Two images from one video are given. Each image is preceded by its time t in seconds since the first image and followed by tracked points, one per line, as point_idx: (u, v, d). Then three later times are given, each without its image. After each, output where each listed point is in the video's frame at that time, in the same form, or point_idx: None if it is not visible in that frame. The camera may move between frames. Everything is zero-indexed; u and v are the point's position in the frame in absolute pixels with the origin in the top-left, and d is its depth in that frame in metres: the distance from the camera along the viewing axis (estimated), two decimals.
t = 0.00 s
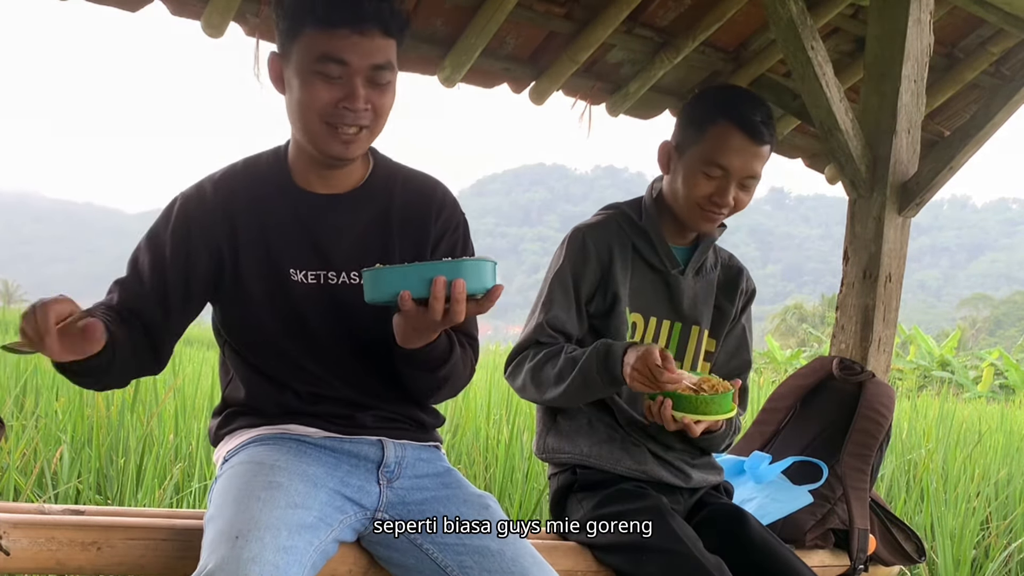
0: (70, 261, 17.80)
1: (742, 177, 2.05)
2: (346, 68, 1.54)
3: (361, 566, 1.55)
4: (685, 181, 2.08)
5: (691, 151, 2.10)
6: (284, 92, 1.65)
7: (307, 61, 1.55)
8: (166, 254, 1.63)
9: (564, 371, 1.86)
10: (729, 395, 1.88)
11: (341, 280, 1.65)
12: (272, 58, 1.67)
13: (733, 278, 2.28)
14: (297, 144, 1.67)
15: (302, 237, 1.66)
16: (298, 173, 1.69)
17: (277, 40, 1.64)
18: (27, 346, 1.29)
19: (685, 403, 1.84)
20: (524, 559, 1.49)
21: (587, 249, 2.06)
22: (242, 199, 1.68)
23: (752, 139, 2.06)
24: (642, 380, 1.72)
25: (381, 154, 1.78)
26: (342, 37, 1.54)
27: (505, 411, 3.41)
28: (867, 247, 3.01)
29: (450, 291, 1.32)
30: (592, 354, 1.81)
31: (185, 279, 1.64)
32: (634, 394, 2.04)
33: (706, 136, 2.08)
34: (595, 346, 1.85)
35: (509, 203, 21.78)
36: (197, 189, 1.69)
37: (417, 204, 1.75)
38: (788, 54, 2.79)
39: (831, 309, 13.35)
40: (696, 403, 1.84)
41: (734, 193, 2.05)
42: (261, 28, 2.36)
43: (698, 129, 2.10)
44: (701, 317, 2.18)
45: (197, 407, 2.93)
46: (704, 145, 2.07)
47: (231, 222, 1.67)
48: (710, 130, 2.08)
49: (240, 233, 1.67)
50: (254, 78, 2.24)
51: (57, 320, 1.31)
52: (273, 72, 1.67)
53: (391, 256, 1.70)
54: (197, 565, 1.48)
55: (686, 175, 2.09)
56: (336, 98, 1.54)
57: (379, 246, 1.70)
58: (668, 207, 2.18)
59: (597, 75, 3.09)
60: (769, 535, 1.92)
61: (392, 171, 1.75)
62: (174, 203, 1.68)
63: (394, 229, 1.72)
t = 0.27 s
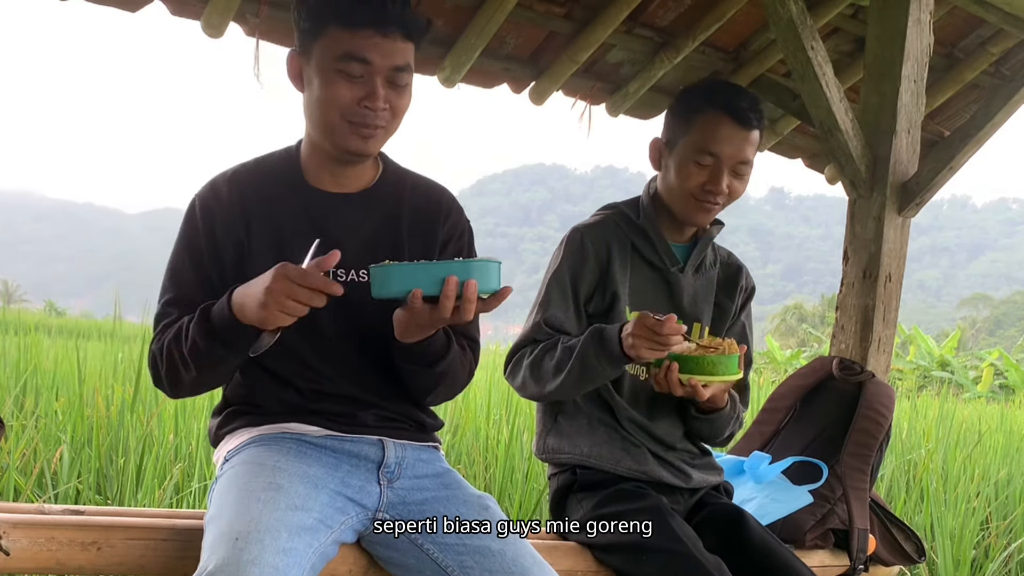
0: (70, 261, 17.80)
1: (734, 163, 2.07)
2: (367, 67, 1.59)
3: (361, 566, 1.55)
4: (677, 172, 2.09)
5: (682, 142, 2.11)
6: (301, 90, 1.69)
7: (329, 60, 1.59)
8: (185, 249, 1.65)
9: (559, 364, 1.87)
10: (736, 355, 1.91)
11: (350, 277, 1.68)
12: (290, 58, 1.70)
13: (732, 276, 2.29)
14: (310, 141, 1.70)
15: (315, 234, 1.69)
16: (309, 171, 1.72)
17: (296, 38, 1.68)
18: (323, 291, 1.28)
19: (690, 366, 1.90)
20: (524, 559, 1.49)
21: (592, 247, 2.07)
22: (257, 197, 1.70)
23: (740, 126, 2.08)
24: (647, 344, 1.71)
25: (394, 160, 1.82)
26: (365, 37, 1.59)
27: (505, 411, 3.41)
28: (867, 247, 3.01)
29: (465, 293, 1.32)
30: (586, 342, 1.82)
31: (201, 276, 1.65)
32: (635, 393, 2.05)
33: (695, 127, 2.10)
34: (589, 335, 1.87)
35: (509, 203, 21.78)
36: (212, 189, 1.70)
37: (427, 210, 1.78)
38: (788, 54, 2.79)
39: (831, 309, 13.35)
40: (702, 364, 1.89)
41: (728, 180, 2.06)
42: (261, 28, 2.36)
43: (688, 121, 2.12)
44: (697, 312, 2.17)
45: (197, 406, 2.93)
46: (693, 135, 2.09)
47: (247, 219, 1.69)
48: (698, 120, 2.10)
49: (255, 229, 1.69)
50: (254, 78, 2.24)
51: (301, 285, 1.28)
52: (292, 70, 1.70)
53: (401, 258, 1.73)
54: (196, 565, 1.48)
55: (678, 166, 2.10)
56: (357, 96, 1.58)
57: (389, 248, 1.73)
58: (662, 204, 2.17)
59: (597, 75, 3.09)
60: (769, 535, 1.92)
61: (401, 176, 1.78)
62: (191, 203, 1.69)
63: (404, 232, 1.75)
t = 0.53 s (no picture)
0: (70, 261, 17.80)
1: (729, 154, 2.07)
2: (400, 65, 1.63)
3: (361, 566, 1.55)
4: (674, 170, 2.08)
5: (675, 139, 2.11)
6: (322, 95, 1.69)
7: (362, 61, 1.62)
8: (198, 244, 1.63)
9: (573, 336, 1.87)
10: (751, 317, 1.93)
11: (359, 279, 1.68)
12: (308, 62, 1.69)
13: (732, 273, 2.30)
14: (325, 138, 1.71)
15: (325, 232, 1.69)
16: (321, 173, 1.73)
17: (315, 43, 1.68)
18: (378, 307, 1.33)
19: (709, 329, 1.89)
20: (525, 557, 1.49)
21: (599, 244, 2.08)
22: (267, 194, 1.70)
23: (732, 116, 2.09)
24: (674, 270, 1.72)
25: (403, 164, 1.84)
26: (395, 36, 1.63)
27: (505, 411, 3.41)
28: (867, 247, 3.01)
29: (471, 298, 1.32)
30: (599, 303, 1.83)
31: (214, 273, 1.63)
32: (636, 392, 2.04)
33: (688, 123, 2.09)
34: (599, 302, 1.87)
35: (508, 203, 21.78)
36: (226, 186, 1.68)
37: (435, 214, 1.80)
38: (788, 54, 2.79)
39: (831, 309, 13.35)
40: (721, 328, 1.89)
41: (725, 172, 2.05)
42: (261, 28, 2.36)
43: (679, 118, 2.12)
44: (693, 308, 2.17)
45: (198, 406, 2.93)
46: (687, 130, 2.09)
47: (258, 215, 1.68)
48: (689, 115, 2.10)
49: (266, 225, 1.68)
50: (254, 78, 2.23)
51: (358, 302, 1.33)
52: (311, 73, 1.69)
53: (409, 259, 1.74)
54: (196, 565, 1.48)
55: (674, 163, 2.09)
56: (392, 93, 1.62)
57: (398, 250, 1.74)
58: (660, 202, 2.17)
59: (597, 75, 3.09)
60: (769, 534, 1.92)
61: (408, 181, 1.80)
62: (205, 200, 1.68)
63: (412, 237, 1.76)
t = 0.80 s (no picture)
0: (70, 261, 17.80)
1: (729, 153, 2.07)
2: (430, 71, 1.66)
3: (361, 567, 1.56)
4: (676, 171, 2.08)
5: (676, 141, 2.10)
6: (347, 100, 1.66)
7: (398, 67, 1.63)
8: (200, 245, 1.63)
9: (598, 325, 1.88)
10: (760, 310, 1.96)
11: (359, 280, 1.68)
12: (339, 69, 1.66)
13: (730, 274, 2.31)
14: (335, 136, 1.69)
15: (327, 233, 1.69)
16: (326, 174, 1.73)
17: (342, 50, 1.66)
18: (370, 303, 1.32)
19: (723, 325, 1.92)
20: (525, 558, 1.49)
21: (600, 244, 2.08)
22: (269, 194, 1.70)
23: (729, 113, 2.09)
24: (698, 265, 1.80)
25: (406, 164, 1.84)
26: (422, 41, 1.66)
27: (505, 411, 3.41)
28: (867, 247, 3.01)
29: (457, 305, 1.32)
30: (626, 294, 1.89)
31: (215, 274, 1.63)
32: (636, 393, 2.04)
33: (688, 124, 2.09)
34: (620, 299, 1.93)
35: (508, 203, 21.78)
36: (227, 187, 1.68)
37: (436, 215, 1.80)
38: (788, 54, 2.79)
39: (831, 309, 13.36)
40: (731, 325, 1.91)
41: (726, 171, 2.05)
42: (261, 28, 2.36)
43: (679, 118, 2.11)
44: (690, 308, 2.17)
45: (198, 406, 2.93)
46: (686, 130, 2.09)
47: (260, 215, 1.68)
48: (687, 115, 2.10)
49: (268, 225, 1.68)
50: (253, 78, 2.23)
51: (350, 300, 1.32)
52: (338, 79, 1.66)
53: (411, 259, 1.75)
54: (196, 565, 1.48)
55: (674, 165, 2.08)
56: (427, 98, 1.64)
57: (399, 251, 1.75)
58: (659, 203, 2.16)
59: (597, 75, 3.09)
60: (768, 534, 1.92)
61: (408, 182, 1.80)
62: (207, 201, 1.67)
63: (413, 238, 1.76)
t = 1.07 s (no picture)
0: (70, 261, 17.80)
1: (729, 155, 2.08)
2: (432, 70, 1.68)
3: (361, 566, 1.56)
4: (676, 172, 2.08)
5: (676, 142, 2.11)
6: (349, 98, 1.67)
7: (399, 65, 1.64)
8: (203, 246, 1.64)
9: (596, 331, 1.87)
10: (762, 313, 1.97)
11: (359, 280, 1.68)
12: (342, 67, 1.66)
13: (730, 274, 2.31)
14: (335, 135, 1.70)
15: (328, 233, 1.69)
16: (327, 176, 1.72)
17: (342, 48, 1.67)
18: (356, 299, 1.32)
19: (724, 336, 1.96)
20: (525, 558, 1.49)
21: (600, 245, 2.08)
22: (270, 194, 1.70)
23: (728, 113, 2.10)
24: (699, 297, 1.77)
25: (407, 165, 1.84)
26: (424, 38, 1.67)
27: (505, 411, 3.41)
28: (867, 247, 3.01)
29: (441, 295, 1.32)
30: (626, 302, 1.87)
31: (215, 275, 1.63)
32: (635, 394, 2.04)
33: (687, 125, 2.09)
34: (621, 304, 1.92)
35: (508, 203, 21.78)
36: (226, 187, 1.68)
37: (436, 215, 1.80)
38: (788, 54, 2.79)
39: (831, 309, 13.37)
40: (733, 334, 1.95)
41: (726, 172, 2.06)
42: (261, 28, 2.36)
43: (678, 119, 2.12)
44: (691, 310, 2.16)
45: (198, 406, 2.93)
46: (688, 131, 2.09)
47: (261, 215, 1.68)
48: (689, 115, 2.10)
49: (269, 226, 1.68)
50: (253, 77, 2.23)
51: (336, 298, 1.32)
52: (340, 76, 1.66)
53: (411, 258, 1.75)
54: (196, 565, 1.48)
55: (675, 166, 2.09)
56: (429, 97, 1.65)
57: (399, 251, 1.75)
58: (659, 204, 2.16)
59: (597, 75, 3.09)
60: (768, 534, 1.92)
61: (409, 182, 1.79)
62: (206, 201, 1.67)
63: (413, 239, 1.76)
